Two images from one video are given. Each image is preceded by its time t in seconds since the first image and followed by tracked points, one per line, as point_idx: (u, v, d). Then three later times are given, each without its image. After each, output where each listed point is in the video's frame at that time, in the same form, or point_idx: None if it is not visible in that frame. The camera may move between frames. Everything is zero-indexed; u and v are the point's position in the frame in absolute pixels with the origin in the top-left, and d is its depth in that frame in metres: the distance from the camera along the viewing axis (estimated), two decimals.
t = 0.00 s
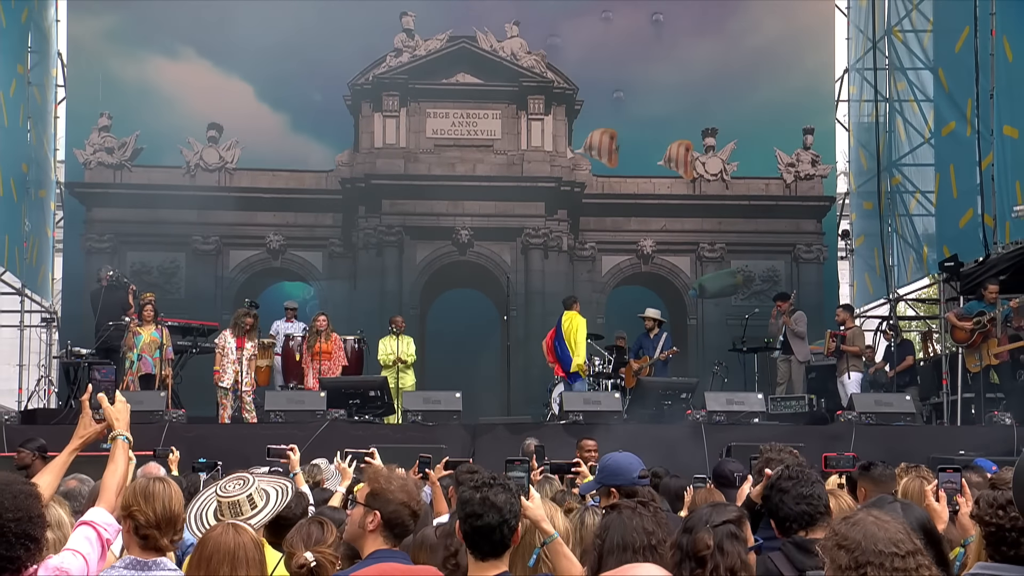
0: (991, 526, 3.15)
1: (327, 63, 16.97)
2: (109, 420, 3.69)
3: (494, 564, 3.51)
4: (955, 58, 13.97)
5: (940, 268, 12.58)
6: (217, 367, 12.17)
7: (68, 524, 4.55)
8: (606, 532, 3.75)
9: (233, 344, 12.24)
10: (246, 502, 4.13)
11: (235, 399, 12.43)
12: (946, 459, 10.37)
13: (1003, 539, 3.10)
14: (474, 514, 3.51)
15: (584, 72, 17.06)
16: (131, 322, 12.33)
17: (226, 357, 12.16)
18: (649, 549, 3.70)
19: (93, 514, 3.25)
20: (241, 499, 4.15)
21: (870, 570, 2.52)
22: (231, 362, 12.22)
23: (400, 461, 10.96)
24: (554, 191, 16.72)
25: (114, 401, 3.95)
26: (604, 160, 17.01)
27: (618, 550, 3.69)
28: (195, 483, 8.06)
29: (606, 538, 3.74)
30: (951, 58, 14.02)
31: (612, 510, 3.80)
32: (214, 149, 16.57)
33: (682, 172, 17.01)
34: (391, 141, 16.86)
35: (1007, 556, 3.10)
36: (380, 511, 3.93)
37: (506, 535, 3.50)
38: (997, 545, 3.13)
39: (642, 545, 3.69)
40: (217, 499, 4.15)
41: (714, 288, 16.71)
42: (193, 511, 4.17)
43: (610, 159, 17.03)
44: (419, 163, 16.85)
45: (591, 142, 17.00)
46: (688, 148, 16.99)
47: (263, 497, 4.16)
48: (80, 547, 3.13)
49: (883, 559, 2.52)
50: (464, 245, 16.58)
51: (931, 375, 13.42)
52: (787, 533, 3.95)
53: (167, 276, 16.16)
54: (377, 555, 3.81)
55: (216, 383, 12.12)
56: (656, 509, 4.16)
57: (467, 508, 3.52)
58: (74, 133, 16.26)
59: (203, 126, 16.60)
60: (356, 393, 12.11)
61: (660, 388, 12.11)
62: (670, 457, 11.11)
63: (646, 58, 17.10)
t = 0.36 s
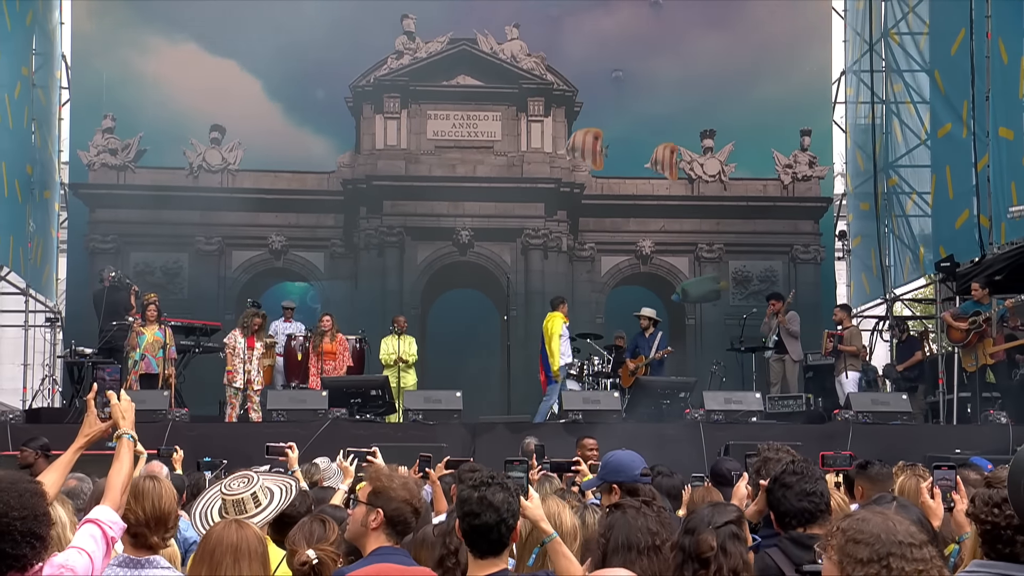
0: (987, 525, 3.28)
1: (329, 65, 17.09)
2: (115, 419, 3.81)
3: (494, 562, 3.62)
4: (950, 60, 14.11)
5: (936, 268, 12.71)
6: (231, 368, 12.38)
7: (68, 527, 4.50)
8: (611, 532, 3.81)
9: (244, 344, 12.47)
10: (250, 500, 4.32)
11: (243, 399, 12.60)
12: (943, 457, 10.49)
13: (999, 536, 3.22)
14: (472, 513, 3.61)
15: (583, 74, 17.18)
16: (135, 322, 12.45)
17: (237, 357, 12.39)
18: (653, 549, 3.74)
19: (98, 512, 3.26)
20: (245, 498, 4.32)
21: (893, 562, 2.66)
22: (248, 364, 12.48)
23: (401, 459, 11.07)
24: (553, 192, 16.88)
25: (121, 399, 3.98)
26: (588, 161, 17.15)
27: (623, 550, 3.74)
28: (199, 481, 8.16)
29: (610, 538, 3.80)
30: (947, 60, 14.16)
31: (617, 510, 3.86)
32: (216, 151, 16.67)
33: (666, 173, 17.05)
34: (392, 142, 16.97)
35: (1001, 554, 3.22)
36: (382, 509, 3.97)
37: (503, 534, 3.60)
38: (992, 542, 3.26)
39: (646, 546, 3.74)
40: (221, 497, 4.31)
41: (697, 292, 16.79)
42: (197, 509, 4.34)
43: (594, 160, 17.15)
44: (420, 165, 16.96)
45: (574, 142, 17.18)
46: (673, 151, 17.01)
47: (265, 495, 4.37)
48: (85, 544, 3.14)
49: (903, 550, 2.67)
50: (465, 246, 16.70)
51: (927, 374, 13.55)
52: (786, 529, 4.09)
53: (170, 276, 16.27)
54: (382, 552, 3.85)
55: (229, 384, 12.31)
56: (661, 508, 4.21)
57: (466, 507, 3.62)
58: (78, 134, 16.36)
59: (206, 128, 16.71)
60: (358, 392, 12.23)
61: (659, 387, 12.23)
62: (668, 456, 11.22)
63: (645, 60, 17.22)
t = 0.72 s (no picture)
0: (983, 522, 3.55)
1: (330, 66, 17.18)
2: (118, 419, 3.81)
3: (494, 561, 3.71)
4: (946, 62, 14.24)
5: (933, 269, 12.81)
6: (240, 370, 12.54)
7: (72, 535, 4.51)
8: (612, 530, 3.81)
9: (251, 345, 12.63)
10: (254, 498, 4.40)
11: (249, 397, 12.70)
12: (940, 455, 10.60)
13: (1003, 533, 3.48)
14: (470, 517, 3.70)
15: (583, 76, 17.28)
16: (138, 322, 12.55)
17: (246, 359, 12.55)
18: (655, 549, 3.74)
19: (102, 510, 3.37)
20: (249, 495, 4.39)
21: (906, 555, 3.02)
22: (253, 363, 12.59)
23: (402, 457, 11.18)
24: (553, 193, 17.02)
25: (123, 400, 3.98)
26: (569, 163, 17.20)
27: (625, 549, 3.75)
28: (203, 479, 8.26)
29: (612, 537, 3.80)
30: (942, 62, 14.29)
31: (618, 509, 3.87)
32: (219, 151, 16.78)
33: (650, 176, 17.16)
34: (393, 144, 17.07)
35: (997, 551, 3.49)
36: (381, 507, 4.05)
37: (503, 536, 3.69)
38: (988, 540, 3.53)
39: (648, 546, 3.74)
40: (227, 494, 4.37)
41: (677, 298, 16.90)
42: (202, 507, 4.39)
43: (578, 163, 17.21)
44: (420, 166, 17.05)
45: (562, 143, 17.25)
46: (658, 154, 17.18)
47: (270, 492, 4.54)
48: (90, 543, 3.26)
49: (911, 543, 3.03)
50: (465, 246, 16.81)
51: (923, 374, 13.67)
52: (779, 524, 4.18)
53: (173, 276, 16.38)
54: (383, 548, 3.95)
55: (240, 385, 12.51)
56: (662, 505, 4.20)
57: (464, 512, 3.70)
58: (81, 135, 16.46)
59: (209, 129, 16.81)
60: (359, 392, 12.33)
61: (658, 387, 12.35)
62: (667, 454, 11.33)
63: (644, 62, 17.33)
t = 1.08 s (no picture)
0: (979, 521, 3.60)
1: (331, 67, 17.26)
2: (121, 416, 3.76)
3: (492, 559, 3.76)
4: (943, 64, 14.35)
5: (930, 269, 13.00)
6: (240, 371, 12.68)
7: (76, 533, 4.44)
8: (611, 528, 3.83)
9: (250, 345, 12.74)
10: (255, 496, 4.40)
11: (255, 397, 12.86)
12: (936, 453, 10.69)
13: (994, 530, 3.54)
14: (470, 515, 3.78)
15: (582, 78, 17.36)
16: (141, 322, 12.65)
17: (249, 360, 12.67)
18: (654, 546, 3.77)
19: (106, 509, 3.39)
20: (251, 493, 4.40)
21: (914, 553, 2.95)
22: (255, 364, 12.72)
23: (403, 456, 11.28)
24: (552, 194, 17.18)
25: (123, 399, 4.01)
26: (551, 164, 17.28)
27: (624, 546, 3.77)
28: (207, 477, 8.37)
29: (611, 534, 3.82)
30: (939, 64, 14.41)
31: (617, 507, 3.89)
32: (221, 153, 16.87)
33: (635, 178, 17.27)
34: (394, 145, 17.17)
35: (992, 549, 3.54)
36: (380, 506, 4.13)
37: (502, 533, 3.76)
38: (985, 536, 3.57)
39: (646, 543, 3.76)
40: (228, 493, 4.43)
41: (659, 302, 17.11)
42: (204, 506, 4.47)
43: (560, 163, 17.30)
44: (421, 167, 17.13)
45: (561, 145, 17.33)
46: (647, 157, 17.25)
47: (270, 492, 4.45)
48: (94, 541, 3.29)
49: (918, 541, 2.97)
50: (466, 247, 16.94)
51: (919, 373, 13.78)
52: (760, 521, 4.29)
53: (176, 277, 16.48)
54: (383, 547, 4.02)
55: (243, 385, 12.65)
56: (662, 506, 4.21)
57: (464, 509, 3.79)
58: (85, 137, 16.56)
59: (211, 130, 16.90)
60: (360, 390, 12.45)
61: (656, 386, 12.47)
62: (665, 452, 11.43)
63: (643, 63, 17.40)
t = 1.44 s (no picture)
0: (974, 518, 3.66)
1: (332, 69, 17.36)
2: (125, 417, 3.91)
3: (491, 556, 3.86)
4: (939, 66, 14.49)
5: (926, 269, 13.10)
6: (239, 369, 12.78)
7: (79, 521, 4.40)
8: (609, 526, 3.85)
9: (249, 344, 12.84)
10: (258, 496, 4.32)
11: (253, 396, 12.94)
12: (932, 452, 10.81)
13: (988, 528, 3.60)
14: (470, 510, 3.88)
15: (582, 80, 17.48)
16: (144, 322, 12.77)
17: (247, 359, 12.77)
18: (651, 544, 3.78)
19: (109, 508, 3.59)
20: (255, 492, 4.32)
21: (911, 549, 2.98)
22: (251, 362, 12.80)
23: (404, 455, 11.40)
24: (552, 195, 17.32)
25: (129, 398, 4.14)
26: (547, 166, 17.40)
27: (622, 544, 3.79)
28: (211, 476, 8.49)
29: (608, 532, 3.84)
30: (935, 67, 14.55)
31: (614, 504, 3.91)
32: (224, 154, 17.00)
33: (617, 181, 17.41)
34: (395, 147, 17.28)
35: (988, 546, 3.60)
36: (381, 503, 4.21)
37: (502, 528, 3.87)
38: (979, 533, 3.64)
39: (644, 541, 3.78)
40: (231, 492, 4.35)
41: (658, 302, 17.25)
42: (207, 503, 4.39)
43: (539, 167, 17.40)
44: (422, 168, 17.26)
45: (561, 147, 17.45)
46: (629, 159, 17.38)
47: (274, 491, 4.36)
48: (95, 540, 3.47)
49: (914, 538, 3.01)
50: (466, 248, 17.06)
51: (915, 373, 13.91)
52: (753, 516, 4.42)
53: (179, 277, 16.61)
54: (386, 544, 4.13)
55: (238, 384, 12.72)
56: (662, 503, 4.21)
57: (464, 504, 3.89)
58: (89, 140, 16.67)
59: (214, 132, 17.02)
60: (362, 390, 12.57)
61: (655, 385, 12.59)
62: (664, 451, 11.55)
63: (643, 64, 17.52)
